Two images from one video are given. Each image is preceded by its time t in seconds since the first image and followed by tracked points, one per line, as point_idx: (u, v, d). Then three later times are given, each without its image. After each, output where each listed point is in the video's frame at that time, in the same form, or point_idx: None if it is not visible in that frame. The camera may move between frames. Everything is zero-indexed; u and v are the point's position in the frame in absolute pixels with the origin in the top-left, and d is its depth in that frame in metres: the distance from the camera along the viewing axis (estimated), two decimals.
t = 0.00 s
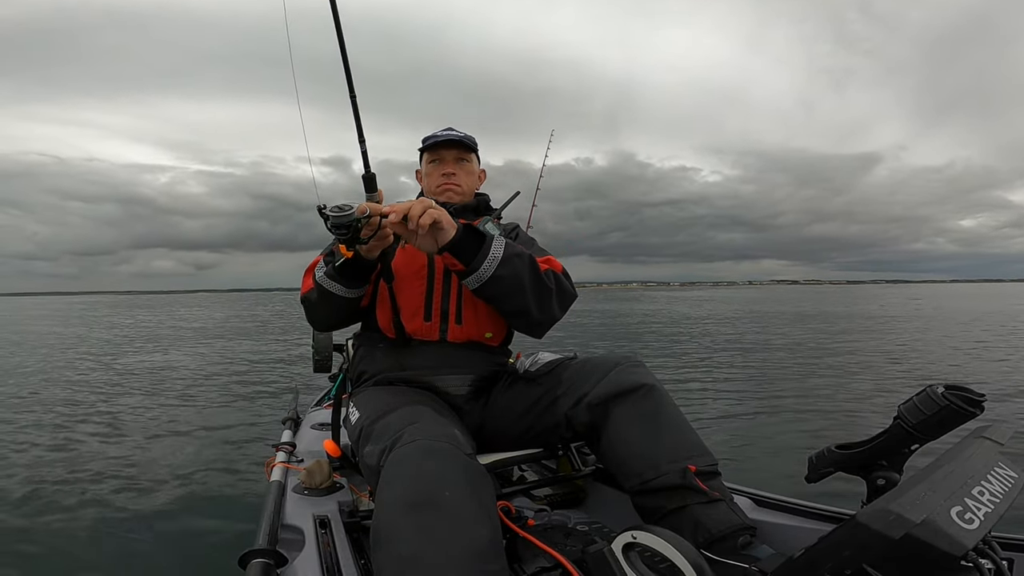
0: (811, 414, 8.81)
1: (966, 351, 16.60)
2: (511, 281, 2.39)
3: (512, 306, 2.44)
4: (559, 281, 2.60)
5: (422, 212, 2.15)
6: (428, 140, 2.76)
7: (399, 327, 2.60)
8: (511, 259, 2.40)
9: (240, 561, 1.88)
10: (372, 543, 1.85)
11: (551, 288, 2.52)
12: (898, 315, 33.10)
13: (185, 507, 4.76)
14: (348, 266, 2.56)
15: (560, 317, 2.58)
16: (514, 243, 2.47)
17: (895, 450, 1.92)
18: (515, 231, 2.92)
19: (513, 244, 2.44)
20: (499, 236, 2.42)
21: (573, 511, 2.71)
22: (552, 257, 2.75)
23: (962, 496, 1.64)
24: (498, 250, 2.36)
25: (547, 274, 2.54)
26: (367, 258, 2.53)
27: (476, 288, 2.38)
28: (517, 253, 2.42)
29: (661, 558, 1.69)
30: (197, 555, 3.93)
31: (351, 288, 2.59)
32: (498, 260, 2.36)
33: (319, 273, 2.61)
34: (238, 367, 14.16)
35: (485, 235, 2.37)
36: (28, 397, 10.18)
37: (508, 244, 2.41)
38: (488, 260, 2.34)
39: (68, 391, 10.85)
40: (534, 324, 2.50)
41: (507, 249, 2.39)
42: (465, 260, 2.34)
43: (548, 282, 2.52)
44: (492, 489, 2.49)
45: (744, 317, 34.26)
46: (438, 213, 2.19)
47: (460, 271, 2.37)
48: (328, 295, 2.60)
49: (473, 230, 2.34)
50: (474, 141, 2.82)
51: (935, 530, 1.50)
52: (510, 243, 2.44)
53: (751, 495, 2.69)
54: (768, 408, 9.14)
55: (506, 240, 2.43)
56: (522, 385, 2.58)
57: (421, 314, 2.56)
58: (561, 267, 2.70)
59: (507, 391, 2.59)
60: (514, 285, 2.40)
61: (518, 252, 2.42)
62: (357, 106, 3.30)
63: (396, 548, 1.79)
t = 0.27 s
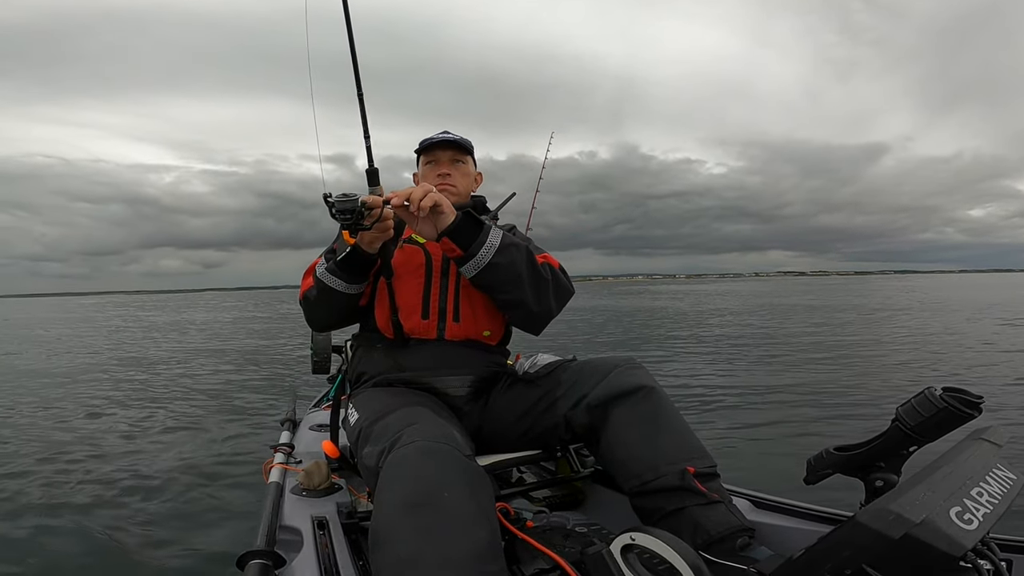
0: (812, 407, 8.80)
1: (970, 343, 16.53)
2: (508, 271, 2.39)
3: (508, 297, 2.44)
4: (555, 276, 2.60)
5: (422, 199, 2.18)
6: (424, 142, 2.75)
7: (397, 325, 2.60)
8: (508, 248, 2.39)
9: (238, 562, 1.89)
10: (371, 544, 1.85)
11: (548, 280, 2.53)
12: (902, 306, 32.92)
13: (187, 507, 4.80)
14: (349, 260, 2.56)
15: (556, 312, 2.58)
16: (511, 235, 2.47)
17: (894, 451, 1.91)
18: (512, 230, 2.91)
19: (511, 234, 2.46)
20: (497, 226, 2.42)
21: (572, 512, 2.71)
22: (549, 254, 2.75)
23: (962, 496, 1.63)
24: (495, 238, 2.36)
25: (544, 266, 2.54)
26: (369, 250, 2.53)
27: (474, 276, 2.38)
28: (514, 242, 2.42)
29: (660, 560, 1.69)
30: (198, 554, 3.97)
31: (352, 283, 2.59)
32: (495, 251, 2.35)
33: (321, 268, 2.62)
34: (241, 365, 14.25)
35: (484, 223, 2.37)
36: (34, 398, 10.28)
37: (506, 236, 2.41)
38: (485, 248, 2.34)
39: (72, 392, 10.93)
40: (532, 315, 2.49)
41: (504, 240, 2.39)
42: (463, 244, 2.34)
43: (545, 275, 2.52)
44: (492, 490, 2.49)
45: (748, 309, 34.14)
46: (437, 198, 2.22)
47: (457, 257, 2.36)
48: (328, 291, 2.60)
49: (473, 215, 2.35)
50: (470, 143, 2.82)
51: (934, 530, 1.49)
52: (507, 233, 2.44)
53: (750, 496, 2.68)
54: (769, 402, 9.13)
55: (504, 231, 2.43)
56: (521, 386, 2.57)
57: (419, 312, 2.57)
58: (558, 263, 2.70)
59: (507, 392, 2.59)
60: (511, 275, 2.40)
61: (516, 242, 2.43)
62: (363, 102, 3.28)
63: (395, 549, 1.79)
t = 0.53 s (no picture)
0: (808, 410, 8.81)
1: (966, 346, 16.55)
2: (506, 267, 2.40)
3: (506, 292, 2.44)
4: (552, 275, 2.61)
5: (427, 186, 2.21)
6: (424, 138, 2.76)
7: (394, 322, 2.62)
8: (506, 242, 2.41)
9: (233, 562, 1.90)
10: (367, 545, 1.86)
11: (545, 276, 2.53)
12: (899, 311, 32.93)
13: (181, 511, 4.79)
14: (350, 254, 2.57)
15: (553, 309, 2.58)
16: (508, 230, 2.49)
17: (887, 453, 1.92)
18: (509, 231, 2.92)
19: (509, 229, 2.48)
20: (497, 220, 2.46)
21: (568, 513, 2.72)
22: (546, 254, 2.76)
23: (955, 497, 1.64)
24: (493, 232, 2.38)
25: (541, 264, 2.56)
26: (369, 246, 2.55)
27: (473, 268, 2.39)
28: (512, 237, 2.44)
29: (655, 561, 1.69)
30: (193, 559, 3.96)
31: (351, 278, 2.60)
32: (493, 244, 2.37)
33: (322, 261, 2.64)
34: (237, 369, 14.22)
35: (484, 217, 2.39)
36: (29, 402, 10.26)
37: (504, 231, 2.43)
38: (484, 240, 2.36)
39: (67, 396, 10.90)
40: (531, 311, 2.49)
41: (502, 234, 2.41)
42: (462, 237, 2.37)
43: (542, 272, 2.53)
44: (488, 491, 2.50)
45: (745, 313, 34.16)
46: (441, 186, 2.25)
47: (457, 249, 2.38)
48: (327, 286, 2.61)
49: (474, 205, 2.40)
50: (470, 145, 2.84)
51: (927, 531, 1.50)
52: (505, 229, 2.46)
53: (745, 497, 2.69)
54: (766, 406, 9.13)
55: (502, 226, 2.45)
56: (518, 386, 2.58)
57: (416, 308, 2.59)
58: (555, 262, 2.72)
59: (502, 393, 2.59)
60: (509, 269, 2.41)
61: (513, 238, 2.45)
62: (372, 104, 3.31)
63: (392, 550, 1.80)
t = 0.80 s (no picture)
0: (808, 413, 8.80)
1: (966, 350, 16.54)
2: (509, 254, 2.41)
3: (509, 279, 2.45)
4: (553, 266, 2.62)
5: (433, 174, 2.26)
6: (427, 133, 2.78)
7: (395, 315, 2.62)
8: (509, 231, 2.42)
9: (236, 558, 1.89)
10: (369, 541, 1.86)
11: (546, 266, 2.54)
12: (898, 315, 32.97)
13: (181, 511, 4.78)
14: (353, 244, 2.59)
15: (554, 300, 2.59)
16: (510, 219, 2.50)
17: (889, 447, 1.92)
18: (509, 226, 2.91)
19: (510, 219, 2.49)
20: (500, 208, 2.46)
21: (570, 507, 2.72)
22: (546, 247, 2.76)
23: (956, 493, 1.64)
24: (496, 221, 2.39)
25: (543, 254, 2.57)
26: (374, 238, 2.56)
27: (475, 257, 2.39)
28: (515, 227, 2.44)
29: (656, 555, 1.70)
30: (194, 559, 3.95)
31: (353, 269, 2.62)
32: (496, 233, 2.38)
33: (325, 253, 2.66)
34: (236, 372, 14.20)
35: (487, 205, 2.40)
36: (28, 404, 10.23)
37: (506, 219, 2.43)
38: (488, 228, 2.36)
39: (66, 398, 10.89)
40: (533, 300, 2.50)
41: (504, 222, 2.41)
42: (466, 226, 2.37)
43: (543, 262, 2.54)
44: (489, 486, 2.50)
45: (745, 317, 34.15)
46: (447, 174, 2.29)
47: (462, 237, 2.39)
48: (329, 277, 2.62)
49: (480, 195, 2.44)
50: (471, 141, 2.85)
51: (928, 526, 1.51)
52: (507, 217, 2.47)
53: (747, 492, 2.69)
54: (766, 408, 9.12)
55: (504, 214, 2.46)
56: (518, 381, 2.59)
57: (417, 301, 2.60)
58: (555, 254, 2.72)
59: (503, 388, 2.60)
60: (511, 257, 2.42)
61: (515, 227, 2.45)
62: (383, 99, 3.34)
63: (394, 546, 1.80)
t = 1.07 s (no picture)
0: (809, 417, 8.81)
1: (965, 355, 16.56)
2: (510, 242, 2.41)
3: (511, 269, 2.45)
4: (555, 255, 2.62)
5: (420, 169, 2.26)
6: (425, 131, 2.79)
7: (399, 311, 2.62)
8: (509, 222, 2.42)
9: (243, 554, 1.89)
10: (374, 536, 1.86)
11: (548, 256, 2.55)
12: (898, 319, 32.99)
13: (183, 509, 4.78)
14: (351, 242, 2.59)
15: (556, 290, 2.60)
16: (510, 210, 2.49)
17: (893, 442, 1.93)
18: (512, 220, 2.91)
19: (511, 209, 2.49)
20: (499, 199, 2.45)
21: (574, 503, 2.73)
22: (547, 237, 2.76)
23: (961, 489, 1.64)
24: (497, 212, 2.38)
25: (544, 243, 2.57)
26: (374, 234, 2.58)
27: (479, 250, 2.39)
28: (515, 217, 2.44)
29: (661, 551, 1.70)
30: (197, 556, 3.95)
31: (353, 266, 2.62)
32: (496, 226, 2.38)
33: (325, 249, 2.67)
34: (236, 374, 14.19)
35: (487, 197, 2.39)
36: (29, 406, 10.22)
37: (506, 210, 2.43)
38: (488, 221, 2.36)
39: (67, 399, 10.88)
40: (536, 289, 2.51)
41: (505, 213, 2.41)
42: (466, 219, 2.36)
43: (545, 253, 2.55)
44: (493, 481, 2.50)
45: (744, 321, 34.18)
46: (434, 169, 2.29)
47: (462, 231, 2.38)
48: (330, 274, 2.63)
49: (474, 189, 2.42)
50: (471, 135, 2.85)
51: (933, 522, 1.50)
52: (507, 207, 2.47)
53: (750, 489, 2.69)
54: (767, 412, 9.13)
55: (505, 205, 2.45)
56: (523, 376, 2.59)
57: (422, 297, 2.60)
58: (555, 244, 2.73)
59: (507, 383, 2.60)
60: (512, 248, 2.42)
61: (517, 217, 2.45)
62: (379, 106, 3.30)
63: (398, 540, 1.80)
